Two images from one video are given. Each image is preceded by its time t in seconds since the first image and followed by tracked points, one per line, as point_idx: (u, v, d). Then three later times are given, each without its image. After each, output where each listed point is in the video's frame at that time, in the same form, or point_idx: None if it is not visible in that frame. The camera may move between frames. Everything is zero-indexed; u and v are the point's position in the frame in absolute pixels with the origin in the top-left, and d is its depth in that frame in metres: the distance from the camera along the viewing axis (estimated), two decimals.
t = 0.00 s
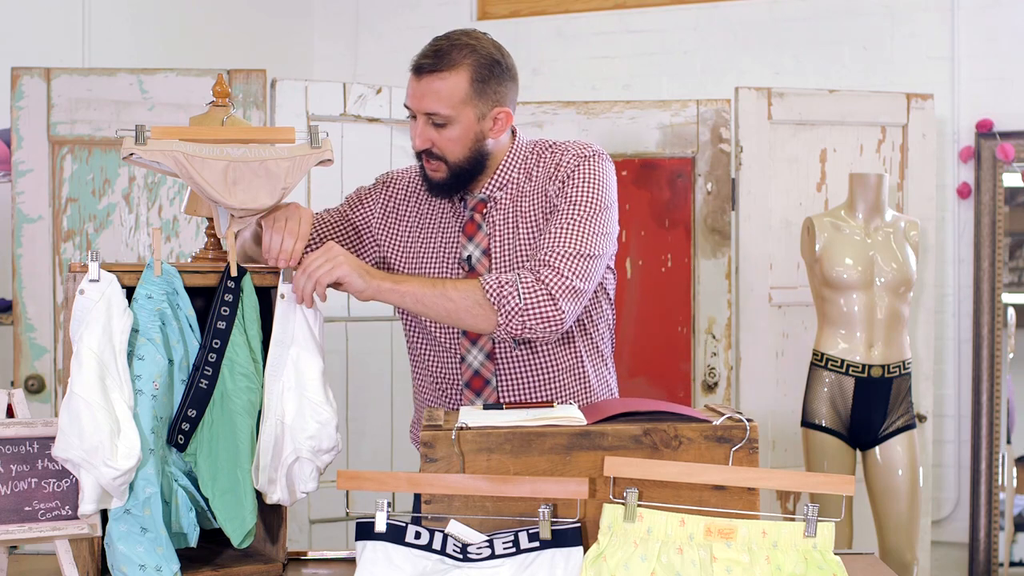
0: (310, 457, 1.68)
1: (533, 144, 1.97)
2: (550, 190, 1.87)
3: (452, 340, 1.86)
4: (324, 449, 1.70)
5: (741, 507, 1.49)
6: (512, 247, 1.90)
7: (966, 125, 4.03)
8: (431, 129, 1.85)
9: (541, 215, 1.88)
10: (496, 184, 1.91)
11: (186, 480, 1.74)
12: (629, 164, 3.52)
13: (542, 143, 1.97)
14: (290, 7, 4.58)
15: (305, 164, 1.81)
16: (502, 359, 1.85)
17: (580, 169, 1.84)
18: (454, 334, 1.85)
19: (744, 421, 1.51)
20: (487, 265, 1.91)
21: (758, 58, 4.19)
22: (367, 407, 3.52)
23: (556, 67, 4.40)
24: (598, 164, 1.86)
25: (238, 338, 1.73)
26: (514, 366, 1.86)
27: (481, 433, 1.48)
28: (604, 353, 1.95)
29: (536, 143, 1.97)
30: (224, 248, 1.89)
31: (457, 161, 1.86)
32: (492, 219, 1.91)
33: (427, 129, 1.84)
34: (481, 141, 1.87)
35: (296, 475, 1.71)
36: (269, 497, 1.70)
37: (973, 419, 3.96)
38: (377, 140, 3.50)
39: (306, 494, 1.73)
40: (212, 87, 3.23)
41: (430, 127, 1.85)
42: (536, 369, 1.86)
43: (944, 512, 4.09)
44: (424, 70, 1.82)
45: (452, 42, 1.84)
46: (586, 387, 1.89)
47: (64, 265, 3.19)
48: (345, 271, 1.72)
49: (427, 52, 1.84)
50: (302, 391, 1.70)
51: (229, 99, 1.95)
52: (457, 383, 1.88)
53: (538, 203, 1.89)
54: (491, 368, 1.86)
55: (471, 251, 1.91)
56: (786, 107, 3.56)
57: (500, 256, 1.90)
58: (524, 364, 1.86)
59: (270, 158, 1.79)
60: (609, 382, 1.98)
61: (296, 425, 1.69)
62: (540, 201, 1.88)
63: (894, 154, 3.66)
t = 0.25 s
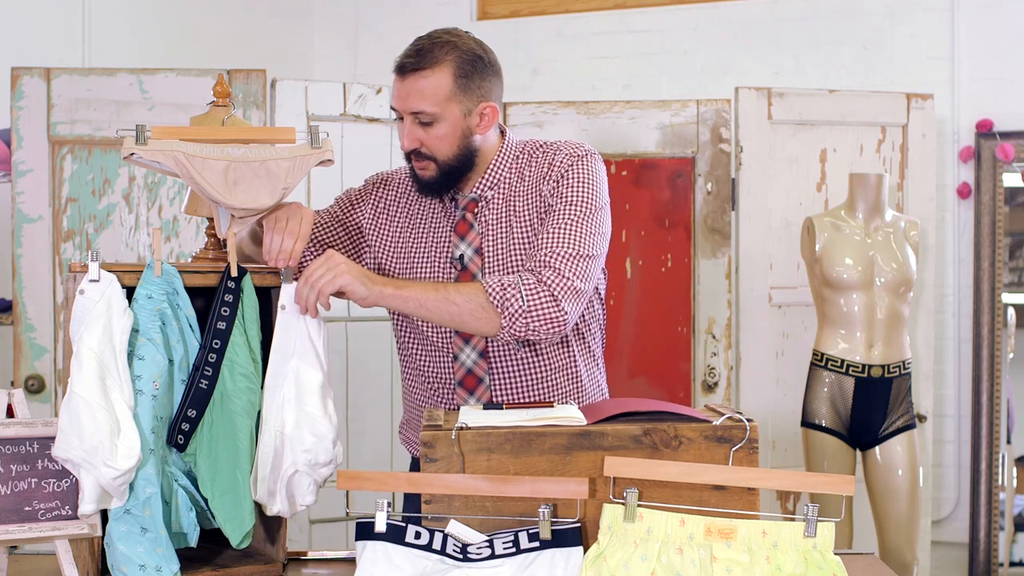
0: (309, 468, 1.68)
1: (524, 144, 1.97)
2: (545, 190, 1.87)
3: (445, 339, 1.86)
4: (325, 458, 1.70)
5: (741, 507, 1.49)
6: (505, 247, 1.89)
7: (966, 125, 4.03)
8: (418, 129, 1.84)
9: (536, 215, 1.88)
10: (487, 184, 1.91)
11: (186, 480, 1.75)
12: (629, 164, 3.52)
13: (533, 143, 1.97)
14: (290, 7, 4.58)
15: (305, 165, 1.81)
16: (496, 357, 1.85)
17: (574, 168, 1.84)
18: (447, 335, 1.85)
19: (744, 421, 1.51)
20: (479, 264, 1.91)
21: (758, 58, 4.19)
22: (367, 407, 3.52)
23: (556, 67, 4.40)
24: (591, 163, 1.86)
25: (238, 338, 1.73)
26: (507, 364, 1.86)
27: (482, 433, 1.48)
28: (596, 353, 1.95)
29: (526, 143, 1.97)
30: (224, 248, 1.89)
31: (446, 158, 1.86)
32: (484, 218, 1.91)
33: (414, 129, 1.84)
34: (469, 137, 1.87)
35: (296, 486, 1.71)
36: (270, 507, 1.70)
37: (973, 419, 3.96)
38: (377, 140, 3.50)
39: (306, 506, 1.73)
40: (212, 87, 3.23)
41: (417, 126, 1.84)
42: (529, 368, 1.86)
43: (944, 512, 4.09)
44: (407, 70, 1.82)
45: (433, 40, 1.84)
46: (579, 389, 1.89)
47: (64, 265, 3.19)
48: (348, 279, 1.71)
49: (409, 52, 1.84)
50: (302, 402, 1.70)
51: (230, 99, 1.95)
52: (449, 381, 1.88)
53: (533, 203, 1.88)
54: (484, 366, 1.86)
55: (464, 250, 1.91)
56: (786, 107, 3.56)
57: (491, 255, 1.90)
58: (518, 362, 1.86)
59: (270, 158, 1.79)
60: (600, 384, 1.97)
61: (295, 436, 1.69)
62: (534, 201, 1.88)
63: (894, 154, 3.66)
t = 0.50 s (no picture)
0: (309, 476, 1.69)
1: (519, 144, 1.97)
2: (544, 191, 1.87)
3: (443, 337, 1.86)
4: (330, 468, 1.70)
5: (741, 507, 1.49)
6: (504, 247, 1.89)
7: (966, 125, 4.03)
8: (410, 131, 1.85)
9: (536, 215, 1.88)
10: (484, 183, 1.91)
11: (186, 480, 1.75)
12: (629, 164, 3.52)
13: (529, 143, 1.97)
14: (290, 7, 4.58)
15: (306, 165, 1.81)
16: (494, 356, 1.85)
17: (574, 169, 1.84)
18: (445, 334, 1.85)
19: (744, 421, 1.51)
20: (477, 263, 1.91)
21: (758, 58, 4.19)
22: (367, 407, 3.53)
23: (556, 67, 4.40)
24: (590, 164, 1.87)
25: (238, 338, 1.73)
26: (506, 363, 1.86)
27: (482, 433, 1.48)
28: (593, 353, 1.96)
29: (522, 144, 1.97)
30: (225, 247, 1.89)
31: (442, 157, 1.86)
32: (482, 218, 1.90)
33: (407, 132, 1.84)
34: (462, 132, 1.87)
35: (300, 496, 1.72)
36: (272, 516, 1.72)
37: (973, 419, 3.96)
38: (377, 140, 3.50)
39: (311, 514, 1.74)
40: (212, 87, 3.23)
41: (409, 129, 1.84)
42: (528, 367, 1.86)
43: (944, 512, 4.09)
44: (390, 74, 1.82)
45: (412, 42, 1.84)
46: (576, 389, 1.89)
47: (64, 265, 3.19)
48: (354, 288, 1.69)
49: (389, 57, 1.84)
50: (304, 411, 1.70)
51: (230, 99, 1.95)
52: (447, 380, 1.88)
53: (533, 204, 1.88)
54: (482, 365, 1.86)
55: (461, 250, 1.91)
56: (786, 107, 3.56)
57: (489, 256, 1.90)
58: (517, 361, 1.86)
59: (271, 158, 1.79)
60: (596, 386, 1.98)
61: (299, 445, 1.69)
62: (533, 201, 1.89)
63: (894, 154, 3.66)
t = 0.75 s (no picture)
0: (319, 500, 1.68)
1: (519, 143, 1.97)
2: (545, 190, 1.87)
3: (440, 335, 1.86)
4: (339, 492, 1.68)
5: (741, 507, 1.49)
6: (504, 248, 1.89)
7: (966, 125, 4.03)
8: (406, 128, 1.85)
9: (538, 215, 1.88)
10: (484, 182, 1.91)
11: (185, 480, 1.75)
12: (630, 164, 3.52)
13: (530, 143, 1.97)
14: (289, 7, 4.58)
15: (305, 164, 1.80)
16: (490, 354, 1.85)
17: (575, 168, 1.85)
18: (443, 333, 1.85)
19: (744, 421, 1.50)
20: (476, 262, 1.91)
21: (758, 58, 4.19)
22: (367, 407, 3.53)
23: (556, 67, 4.39)
24: (589, 162, 1.86)
25: (238, 338, 1.73)
26: (504, 361, 1.86)
27: (481, 433, 1.48)
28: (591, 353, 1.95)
29: (522, 144, 1.96)
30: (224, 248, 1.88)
31: (440, 151, 1.86)
32: (481, 217, 1.90)
33: (402, 129, 1.84)
34: (458, 125, 1.87)
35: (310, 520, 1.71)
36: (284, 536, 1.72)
37: (973, 419, 3.96)
38: (377, 140, 3.50)
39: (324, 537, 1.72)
40: (212, 87, 3.23)
41: (405, 126, 1.85)
42: (524, 365, 1.86)
43: (944, 512, 4.09)
44: (381, 74, 1.84)
45: (400, 41, 1.86)
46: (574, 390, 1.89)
47: (64, 265, 3.19)
48: (353, 302, 1.69)
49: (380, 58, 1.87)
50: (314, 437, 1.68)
51: (230, 98, 1.95)
52: (444, 378, 1.88)
53: (534, 203, 1.89)
54: (479, 363, 1.86)
55: (460, 248, 1.91)
56: (786, 107, 3.56)
57: (488, 254, 1.90)
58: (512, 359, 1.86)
59: (270, 158, 1.79)
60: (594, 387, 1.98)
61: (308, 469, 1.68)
62: (534, 201, 1.89)
63: (894, 154, 3.66)
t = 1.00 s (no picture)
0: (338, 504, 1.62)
1: (516, 143, 1.97)
2: (550, 189, 1.88)
3: (443, 334, 1.86)
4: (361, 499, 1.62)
5: (741, 506, 1.49)
6: (506, 247, 1.88)
7: (966, 125, 4.03)
8: (404, 124, 1.85)
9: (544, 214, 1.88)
10: (483, 180, 1.91)
11: (186, 480, 1.74)
12: (629, 164, 3.52)
13: (528, 142, 1.97)
14: (289, 7, 4.57)
15: (305, 164, 1.80)
16: (494, 351, 1.85)
17: (580, 168, 1.86)
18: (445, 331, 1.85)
19: (744, 421, 1.50)
20: (476, 259, 1.90)
21: (758, 58, 4.19)
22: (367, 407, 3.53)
23: (556, 67, 4.39)
24: (591, 162, 1.87)
25: (239, 338, 1.73)
26: (507, 358, 1.86)
27: (481, 433, 1.48)
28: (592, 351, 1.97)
29: (521, 143, 1.96)
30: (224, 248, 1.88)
31: (439, 147, 1.85)
32: (481, 214, 1.90)
33: (400, 126, 1.84)
34: (455, 121, 1.87)
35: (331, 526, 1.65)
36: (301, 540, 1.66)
37: (973, 419, 3.96)
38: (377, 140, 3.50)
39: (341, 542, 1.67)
40: (212, 87, 3.23)
41: (403, 123, 1.85)
42: (527, 362, 1.86)
43: (944, 512, 4.09)
44: (376, 72, 1.84)
45: (394, 39, 1.86)
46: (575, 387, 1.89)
47: (64, 265, 3.19)
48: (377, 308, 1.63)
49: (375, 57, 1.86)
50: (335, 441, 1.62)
51: (230, 99, 1.95)
52: (447, 377, 1.87)
53: (539, 202, 1.89)
54: (483, 361, 1.86)
55: (461, 245, 1.90)
56: (786, 107, 3.56)
57: (488, 252, 1.89)
58: (515, 357, 1.85)
59: (270, 158, 1.79)
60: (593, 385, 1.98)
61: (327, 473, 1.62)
62: (539, 200, 1.89)
63: (894, 154, 3.66)
